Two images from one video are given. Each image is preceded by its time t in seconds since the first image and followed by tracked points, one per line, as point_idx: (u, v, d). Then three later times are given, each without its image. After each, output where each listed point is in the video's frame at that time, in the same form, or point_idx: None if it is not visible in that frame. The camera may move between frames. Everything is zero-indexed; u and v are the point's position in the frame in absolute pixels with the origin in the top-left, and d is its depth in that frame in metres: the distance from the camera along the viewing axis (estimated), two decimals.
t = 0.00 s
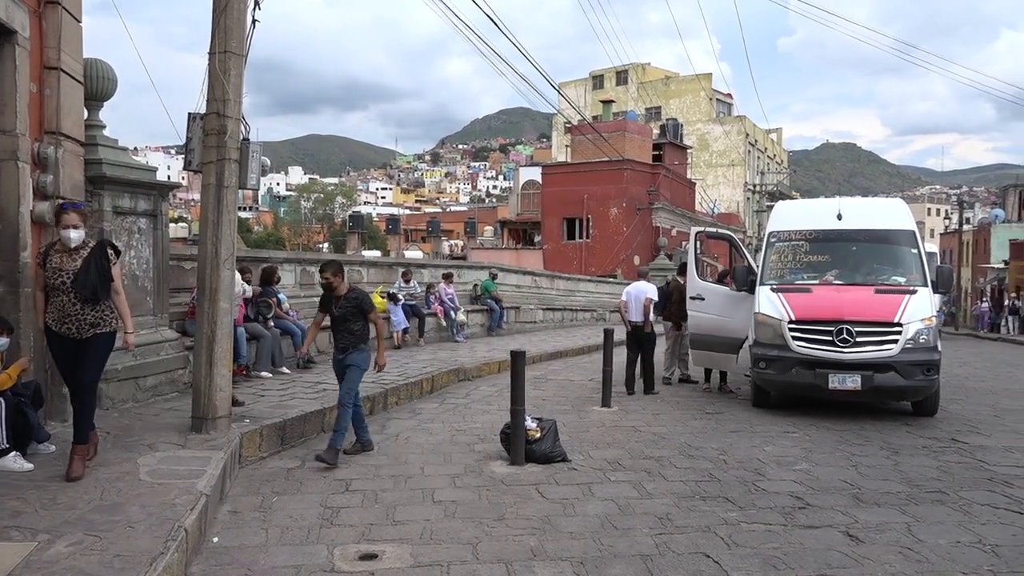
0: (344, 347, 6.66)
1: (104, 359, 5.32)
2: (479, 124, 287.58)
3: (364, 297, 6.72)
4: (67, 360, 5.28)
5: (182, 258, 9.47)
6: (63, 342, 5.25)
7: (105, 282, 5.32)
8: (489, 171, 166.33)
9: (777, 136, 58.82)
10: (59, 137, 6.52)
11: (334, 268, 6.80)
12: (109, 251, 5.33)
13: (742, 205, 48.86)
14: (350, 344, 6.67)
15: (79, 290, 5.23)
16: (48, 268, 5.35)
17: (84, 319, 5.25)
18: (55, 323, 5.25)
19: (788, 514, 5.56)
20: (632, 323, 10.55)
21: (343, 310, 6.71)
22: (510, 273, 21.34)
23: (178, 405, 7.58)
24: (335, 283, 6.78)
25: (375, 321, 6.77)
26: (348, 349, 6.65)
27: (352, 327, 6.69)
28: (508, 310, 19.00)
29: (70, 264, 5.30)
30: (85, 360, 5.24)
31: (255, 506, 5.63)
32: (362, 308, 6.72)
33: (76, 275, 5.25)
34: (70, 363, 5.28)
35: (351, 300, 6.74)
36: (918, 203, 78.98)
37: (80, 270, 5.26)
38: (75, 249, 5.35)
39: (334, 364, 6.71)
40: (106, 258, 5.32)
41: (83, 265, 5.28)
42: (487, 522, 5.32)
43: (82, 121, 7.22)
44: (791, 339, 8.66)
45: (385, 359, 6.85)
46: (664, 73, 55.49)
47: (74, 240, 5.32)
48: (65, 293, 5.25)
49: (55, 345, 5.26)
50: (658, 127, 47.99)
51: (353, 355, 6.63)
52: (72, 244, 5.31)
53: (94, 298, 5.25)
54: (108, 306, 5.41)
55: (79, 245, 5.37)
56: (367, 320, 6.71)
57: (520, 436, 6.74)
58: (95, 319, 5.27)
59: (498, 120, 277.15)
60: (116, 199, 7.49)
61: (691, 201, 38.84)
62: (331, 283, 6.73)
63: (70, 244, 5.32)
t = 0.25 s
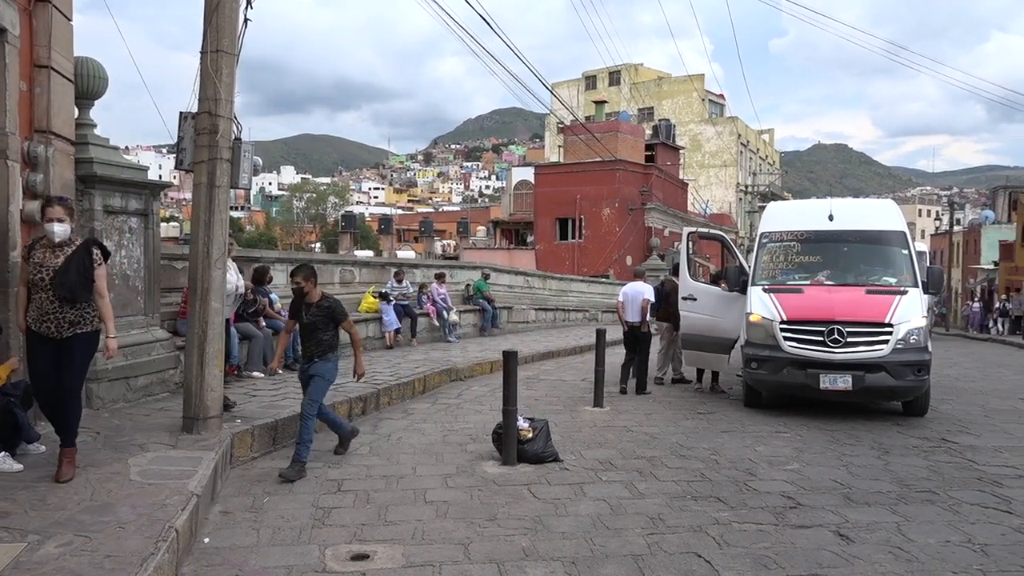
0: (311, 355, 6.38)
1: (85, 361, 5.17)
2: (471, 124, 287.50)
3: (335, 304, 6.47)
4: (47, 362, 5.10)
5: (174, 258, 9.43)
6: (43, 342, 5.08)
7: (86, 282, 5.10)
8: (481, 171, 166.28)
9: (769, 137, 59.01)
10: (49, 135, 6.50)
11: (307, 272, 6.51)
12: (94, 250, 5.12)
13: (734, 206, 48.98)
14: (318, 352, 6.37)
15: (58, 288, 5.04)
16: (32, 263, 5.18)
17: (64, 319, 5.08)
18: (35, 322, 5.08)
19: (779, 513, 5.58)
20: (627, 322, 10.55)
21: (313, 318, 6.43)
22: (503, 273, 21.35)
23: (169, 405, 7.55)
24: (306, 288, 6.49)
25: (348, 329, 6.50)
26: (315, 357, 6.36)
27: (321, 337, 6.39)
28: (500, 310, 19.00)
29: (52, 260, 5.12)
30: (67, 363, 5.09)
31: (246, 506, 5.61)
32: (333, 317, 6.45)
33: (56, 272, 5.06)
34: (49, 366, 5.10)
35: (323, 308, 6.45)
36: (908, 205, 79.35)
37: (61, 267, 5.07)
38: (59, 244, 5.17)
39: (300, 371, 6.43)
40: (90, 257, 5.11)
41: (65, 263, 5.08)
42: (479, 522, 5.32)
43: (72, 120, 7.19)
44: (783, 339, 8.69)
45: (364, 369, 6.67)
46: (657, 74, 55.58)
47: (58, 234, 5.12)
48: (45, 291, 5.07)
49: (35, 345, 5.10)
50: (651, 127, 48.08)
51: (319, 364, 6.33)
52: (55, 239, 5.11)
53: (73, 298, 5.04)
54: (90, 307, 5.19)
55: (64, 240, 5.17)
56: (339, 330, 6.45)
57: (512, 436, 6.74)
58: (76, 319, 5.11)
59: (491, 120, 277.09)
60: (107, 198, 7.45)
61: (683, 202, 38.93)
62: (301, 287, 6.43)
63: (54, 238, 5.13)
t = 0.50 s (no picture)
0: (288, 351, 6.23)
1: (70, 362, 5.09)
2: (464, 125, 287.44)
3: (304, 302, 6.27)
4: (27, 364, 4.98)
5: (165, 258, 9.40)
6: (24, 343, 4.98)
7: (68, 280, 5.06)
8: (474, 171, 166.25)
9: (761, 138, 59.19)
10: (39, 135, 6.48)
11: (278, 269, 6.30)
12: (77, 247, 5.11)
13: (726, 206, 49.10)
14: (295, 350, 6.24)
15: (42, 287, 4.98)
16: (13, 261, 5.10)
17: (47, 318, 5.01)
18: (16, 322, 4.98)
19: (771, 513, 5.59)
20: (623, 322, 10.55)
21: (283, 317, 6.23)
22: (496, 273, 21.36)
23: (160, 406, 7.51)
24: (278, 285, 6.27)
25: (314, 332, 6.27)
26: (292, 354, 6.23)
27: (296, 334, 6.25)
28: (493, 310, 19.00)
29: (34, 258, 5.05)
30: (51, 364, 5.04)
31: (238, 508, 5.59)
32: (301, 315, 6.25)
33: (39, 269, 5.00)
34: (30, 368, 5.00)
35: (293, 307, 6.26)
36: (899, 205, 79.77)
37: (44, 265, 5.01)
38: (41, 242, 5.09)
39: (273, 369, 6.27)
40: (73, 252, 5.09)
41: (47, 260, 5.03)
42: (472, 523, 5.32)
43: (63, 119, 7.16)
44: (775, 340, 8.71)
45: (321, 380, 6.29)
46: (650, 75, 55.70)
47: (40, 231, 5.05)
48: (26, 289, 5.00)
49: (16, 346, 4.98)
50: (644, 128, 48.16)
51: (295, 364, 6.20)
52: (37, 235, 5.03)
53: (56, 296, 5.00)
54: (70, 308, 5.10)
55: (46, 237, 5.10)
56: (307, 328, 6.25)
57: (504, 436, 6.74)
58: (59, 319, 5.04)
59: (484, 120, 277.02)
60: (98, 198, 7.41)
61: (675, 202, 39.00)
62: (273, 285, 6.24)
63: (36, 235, 5.05)
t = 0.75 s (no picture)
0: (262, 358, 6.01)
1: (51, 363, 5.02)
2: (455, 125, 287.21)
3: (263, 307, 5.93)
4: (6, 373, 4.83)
5: (154, 259, 9.35)
6: None
7: (44, 287, 4.86)
8: (465, 171, 166.16)
9: (751, 138, 59.42)
10: (26, 135, 6.44)
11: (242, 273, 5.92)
12: (50, 251, 4.90)
13: (716, 206, 49.25)
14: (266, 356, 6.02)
15: (16, 296, 4.79)
16: None
17: (23, 327, 4.83)
18: None
19: (761, 512, 5.62)
20: (615, 323, 10.56)
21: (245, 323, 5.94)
22: (486, 273, 21.36)
23: (149, 407, 7.48)
24: (242, 292, 5.91)
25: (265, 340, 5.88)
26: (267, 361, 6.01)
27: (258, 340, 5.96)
28: (484, 311, 18.98)
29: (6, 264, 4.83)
30: (30, 369, 4.92)
31: (228, 509, 5.57)
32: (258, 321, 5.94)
33: (12, 277, 4.80)
34: (8, 376, 4.84)
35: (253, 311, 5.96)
36: (888, 205, 80.27)
37: (17, 272, 4.81)
38: (12, 246, 4.86)
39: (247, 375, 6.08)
40: (45, 257, 4.88)
41: (19, 266, 4.83)
42: (463, 523, 5.31)
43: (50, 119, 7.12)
44: (764, 339, 8.75)
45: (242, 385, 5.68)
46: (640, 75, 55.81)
47: (10, 235, 4.80)
48: None
49: None
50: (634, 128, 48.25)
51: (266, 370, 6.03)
52: (7, 239, 4.77)
53: (32, 304, 4.83)
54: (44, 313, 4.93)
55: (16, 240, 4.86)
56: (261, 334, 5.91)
57: (495, 436, 6.74)
58: (35, 326, 4.88)
59: (475, 121, 276.87)
60: (86, 198, 7.37)
61: (666, 202, 39.09)
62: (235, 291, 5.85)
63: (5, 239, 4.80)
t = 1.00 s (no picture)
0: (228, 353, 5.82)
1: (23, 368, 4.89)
2: (446, 125, 286.98)
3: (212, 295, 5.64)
4: None
5: (144, 260, 9.29)
6: None
7: (10, 282, 4.88)
8: (456, 171, 166.02)
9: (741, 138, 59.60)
10: (14, 135, 6.40)
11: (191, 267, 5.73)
12: (18, 244, 4.95)
13: (707, 206, 49.36)
14: (229, 351, 5.84)
15: None
16: None
17: None
18: None
19: (751, 511, 5.64)
20: (606, 323, 10.59)
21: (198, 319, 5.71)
22: (478, 274, 21.33)
23: (139, 409, 7.44)
24: (190, 286, 5.70)
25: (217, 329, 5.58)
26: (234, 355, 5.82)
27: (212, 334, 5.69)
28: (475, 311, 18.96)
29: None
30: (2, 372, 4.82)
31: (219, 510, 5.55)
32: (208, 310, 5.64)
33: None
34: None
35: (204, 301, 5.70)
36: (877, 205, 80.69)
37: None
38: None
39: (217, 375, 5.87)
40: (14, 251, 4.93)
41: None
42: (454, 523, 5.31)
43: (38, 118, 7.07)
44: (755, 339, 8.78)
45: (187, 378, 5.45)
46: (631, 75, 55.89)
47: None
48: None
49: None
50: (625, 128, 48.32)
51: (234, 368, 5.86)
52: None
53: None
54: (17, 312, 4.91)
55: None
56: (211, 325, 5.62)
57: (486, 436, 6.73)
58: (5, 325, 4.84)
59: (466, 121, 276.67)
60: (75, 199, 7.33)
61: (656, 202, 39.17)
62: (184, 286, 5.64)
63: None
